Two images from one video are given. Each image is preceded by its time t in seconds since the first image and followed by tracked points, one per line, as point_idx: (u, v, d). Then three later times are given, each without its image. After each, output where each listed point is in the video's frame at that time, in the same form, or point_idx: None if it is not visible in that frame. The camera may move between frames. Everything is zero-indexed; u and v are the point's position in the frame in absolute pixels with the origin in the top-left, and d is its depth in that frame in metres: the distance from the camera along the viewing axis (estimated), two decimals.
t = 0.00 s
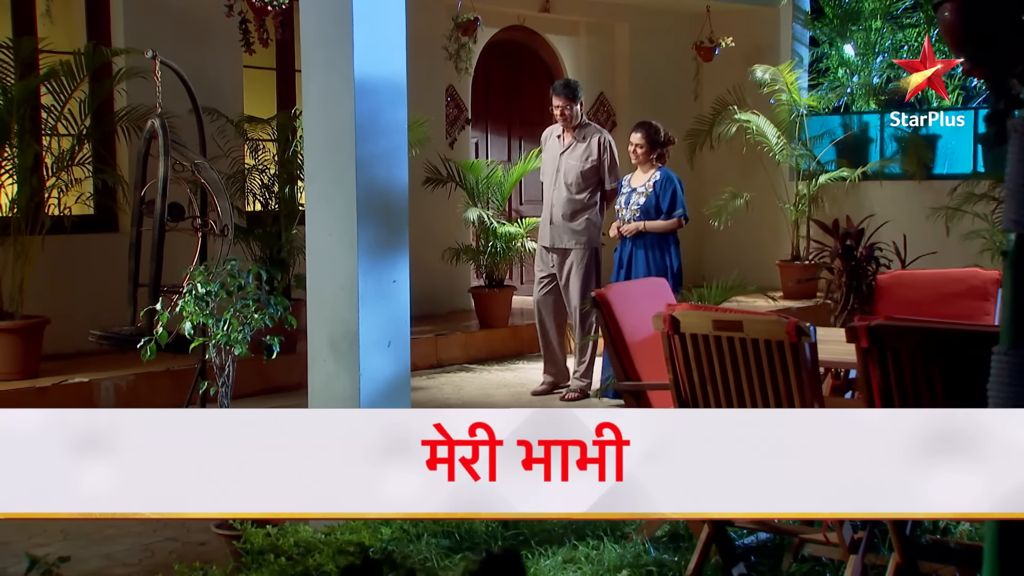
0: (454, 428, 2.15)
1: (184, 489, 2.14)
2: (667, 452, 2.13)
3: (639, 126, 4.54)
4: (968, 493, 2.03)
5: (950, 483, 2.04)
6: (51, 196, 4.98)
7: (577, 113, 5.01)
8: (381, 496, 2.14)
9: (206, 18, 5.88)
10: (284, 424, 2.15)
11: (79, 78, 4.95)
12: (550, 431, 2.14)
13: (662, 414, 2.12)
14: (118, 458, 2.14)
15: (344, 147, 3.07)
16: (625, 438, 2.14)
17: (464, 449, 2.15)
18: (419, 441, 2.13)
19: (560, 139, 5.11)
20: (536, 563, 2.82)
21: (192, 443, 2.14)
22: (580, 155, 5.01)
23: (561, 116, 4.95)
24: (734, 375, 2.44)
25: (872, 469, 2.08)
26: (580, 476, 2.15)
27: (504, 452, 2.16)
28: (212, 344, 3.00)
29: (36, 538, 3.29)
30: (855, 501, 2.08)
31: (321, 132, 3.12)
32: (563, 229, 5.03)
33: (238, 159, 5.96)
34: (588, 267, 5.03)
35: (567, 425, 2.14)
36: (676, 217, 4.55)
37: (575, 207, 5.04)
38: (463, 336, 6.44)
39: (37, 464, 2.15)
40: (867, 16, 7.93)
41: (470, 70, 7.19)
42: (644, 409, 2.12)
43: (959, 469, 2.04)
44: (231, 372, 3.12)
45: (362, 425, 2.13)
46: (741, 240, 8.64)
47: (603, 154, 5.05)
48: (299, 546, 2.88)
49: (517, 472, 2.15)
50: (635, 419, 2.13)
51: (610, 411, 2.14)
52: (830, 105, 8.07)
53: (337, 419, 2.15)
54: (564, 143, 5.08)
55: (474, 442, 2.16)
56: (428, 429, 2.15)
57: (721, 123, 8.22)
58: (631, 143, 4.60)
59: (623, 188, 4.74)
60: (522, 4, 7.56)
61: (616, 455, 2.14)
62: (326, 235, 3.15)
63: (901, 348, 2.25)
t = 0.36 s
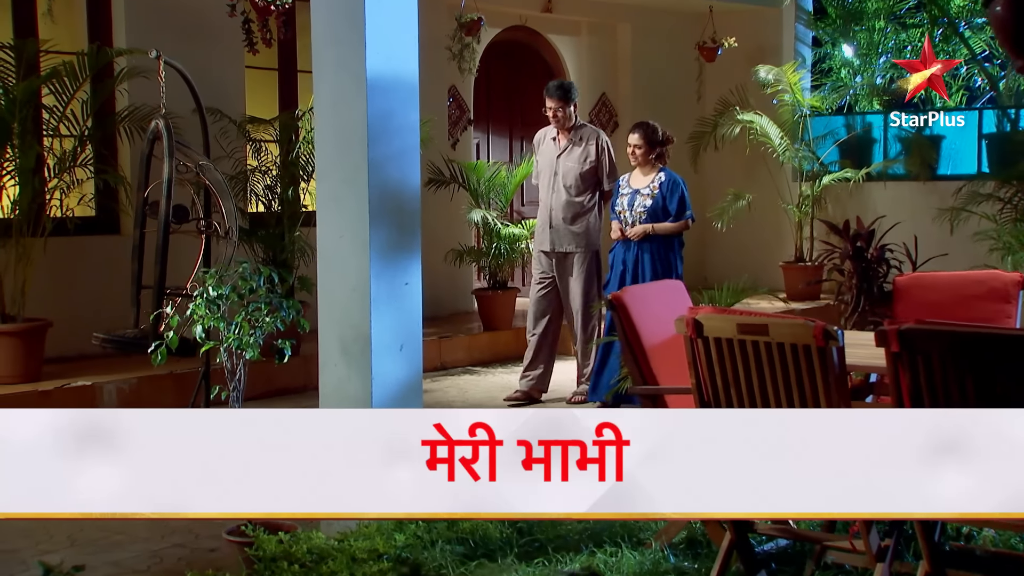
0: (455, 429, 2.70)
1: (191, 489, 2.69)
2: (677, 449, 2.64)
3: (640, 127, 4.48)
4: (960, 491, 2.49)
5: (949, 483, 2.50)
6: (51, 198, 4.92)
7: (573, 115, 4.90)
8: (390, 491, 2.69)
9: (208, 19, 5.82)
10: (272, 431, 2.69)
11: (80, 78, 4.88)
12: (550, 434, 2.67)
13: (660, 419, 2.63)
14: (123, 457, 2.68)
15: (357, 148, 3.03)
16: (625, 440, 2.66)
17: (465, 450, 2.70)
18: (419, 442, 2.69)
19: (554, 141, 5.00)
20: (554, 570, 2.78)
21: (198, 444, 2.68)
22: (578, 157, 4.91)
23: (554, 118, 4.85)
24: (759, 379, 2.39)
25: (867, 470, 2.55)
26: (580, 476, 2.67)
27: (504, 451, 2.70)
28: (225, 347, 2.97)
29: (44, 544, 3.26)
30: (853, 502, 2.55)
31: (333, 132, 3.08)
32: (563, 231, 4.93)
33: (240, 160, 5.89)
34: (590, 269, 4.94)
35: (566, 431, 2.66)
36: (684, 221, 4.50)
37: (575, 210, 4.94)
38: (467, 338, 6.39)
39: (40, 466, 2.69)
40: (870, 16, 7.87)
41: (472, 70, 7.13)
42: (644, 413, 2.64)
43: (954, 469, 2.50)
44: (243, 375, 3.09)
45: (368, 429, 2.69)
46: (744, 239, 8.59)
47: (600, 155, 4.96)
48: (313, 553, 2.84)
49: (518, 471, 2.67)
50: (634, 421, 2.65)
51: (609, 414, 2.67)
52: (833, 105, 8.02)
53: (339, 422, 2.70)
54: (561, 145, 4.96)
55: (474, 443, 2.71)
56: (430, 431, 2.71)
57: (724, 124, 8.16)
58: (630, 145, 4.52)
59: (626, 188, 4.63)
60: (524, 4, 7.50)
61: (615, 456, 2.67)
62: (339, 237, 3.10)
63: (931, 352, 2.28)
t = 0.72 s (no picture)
0: (454, 430, 2.74)
1: (186, 488, 2.71)
2: (679, 448, 2.66)
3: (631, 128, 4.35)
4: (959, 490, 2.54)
5: (948, 482, 2.54)
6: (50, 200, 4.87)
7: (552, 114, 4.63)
8: (391, 491, 2.72)
9: (208, 20, 5.78)
10: (272, 430, 2.70)
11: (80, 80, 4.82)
12: (550, 435, 2.71)
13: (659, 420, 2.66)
14: (122, 456, 2.71)
15: (366, 149, 2.99)
16: (625, 440, 2.69)
17: (465, 450, 2.73)
18: (420, 442, 2.72)
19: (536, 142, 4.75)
20: None
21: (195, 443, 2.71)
22: (560, 157, 4.65)
23: (534, 120, 4.61)
24: (782, 384, 2.36)
25: (872, 470, 2.57)
26: (580, 476, 2.71)
27: (503, 450, 2.73)
28: (233, 352, 2.94)
29: (46, 551, 3.22)
30: (857, 502, 2.57)
31: (340, 131, 3.04)
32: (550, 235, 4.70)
33: (240, 162, 5.84)
34: (576, 272, 4.72)
35: (567, 432, 2.71)
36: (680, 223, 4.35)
37: (558, 211, 4.70)
38: (467, 342, 6.34)
39: (37, 468, 2.71)
40: (869, 18, 7.78)
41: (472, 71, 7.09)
42: (644, 413, 2.67)
43: (953, 469, 2.55)
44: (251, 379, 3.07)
45: (369, 429, 2.70)
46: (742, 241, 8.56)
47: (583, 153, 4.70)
48: (322, 562, 2.80)
49: (518, 471, 2.71)
50: (634, 421, 2.68)
51: (608, 415, 2.70)
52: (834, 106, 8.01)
53: (340, 422, 2.71)
54: (541, 145, 4.71)
55: (473, 442, 2.74)
56: (430, 431, 2.75)
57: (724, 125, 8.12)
58: (621, 144, 4.38)
59: (613, 190, 4.47)
60: (524, 5, 7.46)
61: (615, 456, 2.70)
62: (347, 241, 3.06)
63: (961, 358, 2.23)
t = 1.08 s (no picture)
0: (454, 430, 2.72)
1: (181, 489, 2.71)
2: (678, 446, 2.68)
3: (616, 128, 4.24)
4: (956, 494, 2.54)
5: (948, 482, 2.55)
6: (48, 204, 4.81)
7: (534, 116, 4.53)
8: (390, 492, 2.72)
9: (206, 20, 5.72)
10: (271, 429, 2.70)
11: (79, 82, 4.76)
12: (550, 434, 2.71)
13: (658, 419, 2.67)
14: (116, 457, 2.72)
15: (376, 151, 2.94)
16: (624, 440, 2.70)
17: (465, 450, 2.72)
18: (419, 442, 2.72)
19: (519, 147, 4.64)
20: None
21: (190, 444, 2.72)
22: (545, 160, 4.54)
23: (516, 123, 4.50)
24: (806, 390, 2.32)
25: (872, 469, 2.59)
26: (580, 476, 2.70)
27: (503, 451, 2.73)
28: (242, 358, 2.92)
29: (50, 561, 3.17)
30: (857, 501, 2.59)
31: (349, 133, 2.99)
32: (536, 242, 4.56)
33: (239, 164, 5.78)
34: (563, 276, 4.57)
35: (567, 432, 2.71)
36: (665, 226, 4.23)
37: (544, 214, 4.58)
38: (467, 346, 6.28)
39: (34, 469, 2.72)
40: (868, 20, 7.67)
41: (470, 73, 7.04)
42: (642, 411, 2.69)
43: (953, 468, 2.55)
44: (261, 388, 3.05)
45: (371, 428, 2.71)
46: (740, 243, 8.53)
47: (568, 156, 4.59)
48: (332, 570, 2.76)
49: (518, 471, 2.71)
50: (634, 421, 2.69)
51: (608, 415, 2.70)
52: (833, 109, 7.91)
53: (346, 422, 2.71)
54: (525, 149, 4.60)
55: (473, 443, 2.73)
56: (429, 431, 2.74)
57: (722, 127, 8.08)
58: (605, 144, 4.28)
59: (599, 193, 4.34)
60: (522, 7, 7.40)
61: (615, 456, 2.71)
62: (356, 244, 3.01)
63: (992, 365, 2.19)
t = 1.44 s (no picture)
0: (454, 430, 2.76)
1: (181, 489, 2.72)
2: (678, 444, 2.69)
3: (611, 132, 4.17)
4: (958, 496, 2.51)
5: (950, 482, 2.53)
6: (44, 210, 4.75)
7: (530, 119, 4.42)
8: (392, 490, 2.74)
9: (205, 22, 5.68)
10: (275, 428, 2.72)
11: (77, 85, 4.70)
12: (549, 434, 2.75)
13: (660, 418, 2.69)
14: (120, 456, 2.73)
15: (386, 153, 2.89)
16: (624, 440, 2.73)
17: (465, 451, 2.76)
18: (419, 442, 2.75)
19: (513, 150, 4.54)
20: None
21: (192, 443, 2.74)
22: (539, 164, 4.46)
23: (511, 125, 4.42)
24: (832, 395, 2.28)
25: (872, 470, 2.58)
26: (580, 475, 2.73)
27: (504, 453, 2.76)
28: (252, 364, 2.88)
29: (53, 571, 3.12)
30: (857, 501, 2.57)
31: (358, 136, 2.95)
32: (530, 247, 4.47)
33: (238, 167, 5.72)
34: (556, 283, 4.49)
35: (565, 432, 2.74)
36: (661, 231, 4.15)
37: (537, 221, 4.50)
38: (466, 351, 6.24)
39: (33, 469, 2.73)
40: (865, 23, 7.62)
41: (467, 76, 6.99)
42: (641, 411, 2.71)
43: (954, 468, 2.54)
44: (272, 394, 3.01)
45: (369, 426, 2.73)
46: (738, 247, 8.49)
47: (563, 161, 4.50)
48: None
49: (518, 471, 2.75)
50: (633, 421, 2.71)
51: (609, 415, 2.73)
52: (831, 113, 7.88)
53: (345, 421, 2.73)
54: (520, 153, 4.51)
55: (474, 444, 2.77)
56: (430, 431, 2.77)
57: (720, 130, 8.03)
58: (598, 147, 4.20)
59: (595, 198, 4.29)
60: (519, 9, 7.35)
61: (615, 456, 2.73)
62: (366, 248, 2.96)
63: None
